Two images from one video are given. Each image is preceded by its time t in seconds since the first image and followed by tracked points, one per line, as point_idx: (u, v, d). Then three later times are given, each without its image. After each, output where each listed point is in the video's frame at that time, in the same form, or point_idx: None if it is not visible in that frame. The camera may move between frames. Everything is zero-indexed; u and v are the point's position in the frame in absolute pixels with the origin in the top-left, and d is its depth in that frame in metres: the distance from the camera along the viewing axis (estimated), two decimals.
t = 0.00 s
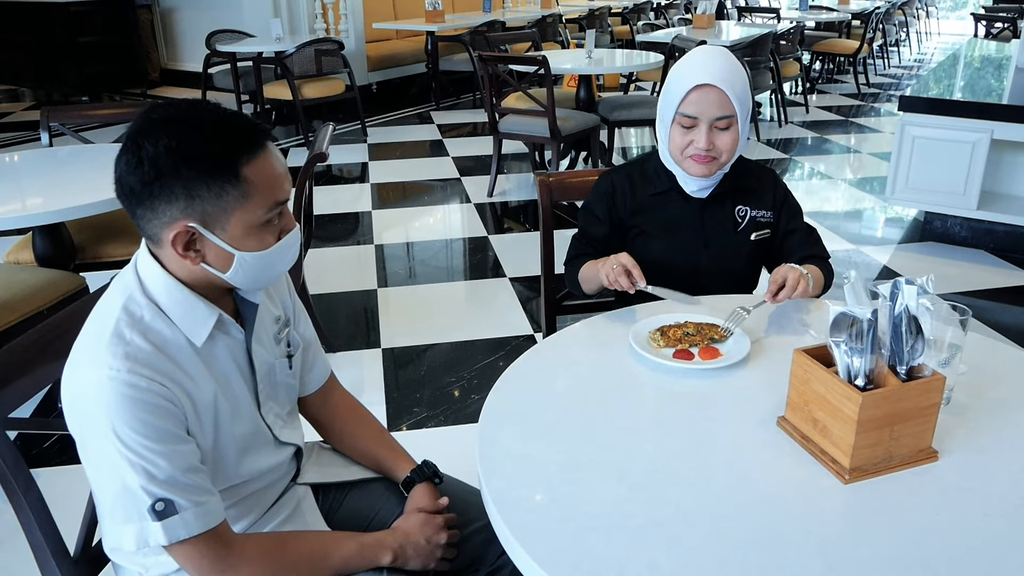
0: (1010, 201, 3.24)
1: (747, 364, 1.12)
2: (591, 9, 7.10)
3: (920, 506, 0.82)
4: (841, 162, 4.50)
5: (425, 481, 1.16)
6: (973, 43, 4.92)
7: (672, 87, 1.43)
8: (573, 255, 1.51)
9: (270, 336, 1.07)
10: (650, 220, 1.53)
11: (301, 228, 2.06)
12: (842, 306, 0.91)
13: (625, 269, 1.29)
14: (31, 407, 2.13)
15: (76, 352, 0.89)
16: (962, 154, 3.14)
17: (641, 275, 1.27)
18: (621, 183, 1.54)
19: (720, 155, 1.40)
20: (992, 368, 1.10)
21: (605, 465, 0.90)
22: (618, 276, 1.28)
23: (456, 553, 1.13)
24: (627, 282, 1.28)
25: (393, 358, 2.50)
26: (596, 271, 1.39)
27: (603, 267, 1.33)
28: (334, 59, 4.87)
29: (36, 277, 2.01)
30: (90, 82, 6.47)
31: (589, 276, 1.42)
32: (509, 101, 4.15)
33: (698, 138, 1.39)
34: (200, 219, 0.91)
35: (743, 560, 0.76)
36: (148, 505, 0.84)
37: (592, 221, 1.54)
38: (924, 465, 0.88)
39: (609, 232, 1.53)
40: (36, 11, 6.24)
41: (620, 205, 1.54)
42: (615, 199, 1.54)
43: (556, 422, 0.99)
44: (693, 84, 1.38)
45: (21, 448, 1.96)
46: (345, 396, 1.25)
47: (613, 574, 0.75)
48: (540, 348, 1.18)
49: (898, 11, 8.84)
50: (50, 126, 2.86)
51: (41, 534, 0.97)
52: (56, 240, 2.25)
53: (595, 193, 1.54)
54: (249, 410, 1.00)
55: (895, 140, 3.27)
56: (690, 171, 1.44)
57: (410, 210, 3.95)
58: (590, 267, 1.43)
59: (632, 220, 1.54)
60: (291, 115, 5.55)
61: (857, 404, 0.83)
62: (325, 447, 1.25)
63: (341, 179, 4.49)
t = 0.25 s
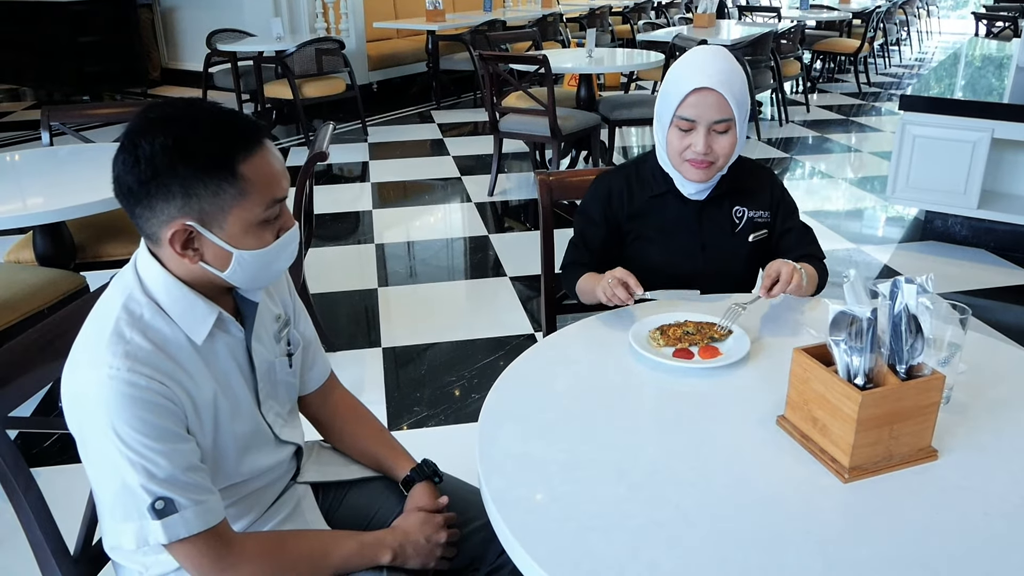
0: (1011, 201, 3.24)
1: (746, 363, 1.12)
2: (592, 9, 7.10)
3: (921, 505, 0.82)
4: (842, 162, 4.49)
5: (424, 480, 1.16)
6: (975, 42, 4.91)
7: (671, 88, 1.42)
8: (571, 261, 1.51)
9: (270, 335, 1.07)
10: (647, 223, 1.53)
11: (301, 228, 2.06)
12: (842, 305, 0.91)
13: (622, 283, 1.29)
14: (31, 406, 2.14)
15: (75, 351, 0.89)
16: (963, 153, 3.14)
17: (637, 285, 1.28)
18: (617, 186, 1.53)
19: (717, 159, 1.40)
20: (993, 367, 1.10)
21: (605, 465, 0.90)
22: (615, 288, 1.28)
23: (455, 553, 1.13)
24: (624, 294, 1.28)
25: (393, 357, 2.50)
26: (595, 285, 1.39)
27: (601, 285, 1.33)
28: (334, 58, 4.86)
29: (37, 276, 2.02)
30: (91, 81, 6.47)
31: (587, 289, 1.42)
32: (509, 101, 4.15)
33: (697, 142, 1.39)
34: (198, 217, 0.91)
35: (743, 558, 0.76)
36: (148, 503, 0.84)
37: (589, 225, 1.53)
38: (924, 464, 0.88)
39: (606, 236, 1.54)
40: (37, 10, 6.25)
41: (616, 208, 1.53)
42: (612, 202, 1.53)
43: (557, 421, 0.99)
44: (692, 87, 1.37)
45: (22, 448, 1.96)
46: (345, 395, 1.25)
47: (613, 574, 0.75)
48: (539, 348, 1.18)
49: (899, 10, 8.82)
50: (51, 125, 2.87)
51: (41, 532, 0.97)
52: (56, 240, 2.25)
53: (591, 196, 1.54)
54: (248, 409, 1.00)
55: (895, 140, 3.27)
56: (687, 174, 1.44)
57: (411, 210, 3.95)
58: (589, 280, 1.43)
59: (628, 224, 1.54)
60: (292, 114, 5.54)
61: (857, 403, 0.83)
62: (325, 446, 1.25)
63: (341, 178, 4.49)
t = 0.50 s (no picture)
0: (1012, 201, 3.24)
1: (746, 363, 1.12)
2: (592, 9, 7.10)
3: (920, 505, 0.82)
4: (842, 162, 4.49)
5: (425, 481, 1.16)
6: (975, 42, 4.91)
7: (673, 92, 1.42)
8: (571, 262, 1.51)
9: (272, 336, 1.07)
10: (648, 227, 1.53)
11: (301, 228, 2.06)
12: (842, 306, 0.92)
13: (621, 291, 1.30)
14: (32, 406, 2.14)
15: (76, 352, 0.90)
16: (963, 154, 3.14)
17: (635, 292, 1.29)
18: (618, 189, 1.53)
19: (719, 164, 1.39)
20: (992, 367, 1.10)
21: (605, 465, 0.91)
22: (615, 297, 1.28)
23: (455, 554, 1.13)
24: (623, 301, 1.27)
25: (394, 358, 2.50)
26: (593, 294, 1.39)
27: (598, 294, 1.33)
28: (334, 59, 4.86)
29: (38, 277, 2.02)
30: (91, 82, 6.48)
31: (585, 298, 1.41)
32: (509, 101, 4.15)
33: (698, 147, 1.38)
34: (198, 219, 0.91)
35: (743, 558, 0.76)
36: (148, 504, 0.85)
37: (590, 227, 1.52)
38: (923, 465, 0.89)
39: (606, 238, 1.53)
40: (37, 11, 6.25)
41: (617, 211, 1.53)
42: (613, 205, 1.53)
43: (557, 421, 0.99)
44: (694, 91, 1.37)
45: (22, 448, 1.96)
46: (345, 396, 1.25)
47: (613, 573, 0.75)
48: (540, 348, 1.18)
49: (899, 10, 8.82)
50: (51, 126, 2.87)
51: (41, 533, 0.97)
52: (57, 241, 2.25)
53: (592, 198, 1.54)
54: (249, 409, 1.00)
55: (895, 140, 3.27)
56: (689, 179, 1.43)
57: (411, 210, 3.95)
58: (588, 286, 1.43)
59: (629, 227, 1.54)
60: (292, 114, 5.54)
61: (857, 403, 0.83)
62: (325, 447, 1.25)
63: (342, 179, 4.49)
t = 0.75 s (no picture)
0: (1012, 201, 3.24)
1: (748, 364, 1.12)
2: (592, 10, 7.10)
3: (921, 506, 0.82)
4: (842, 163, 4.50)
5: (426, 482, 1.16)
6: (975, 43, 4.91)
7: (676, 85, 1.43)
8: (577, 260, 1.53)
9: (274, 337, 1.07)
10: (654, 227, 1.53)
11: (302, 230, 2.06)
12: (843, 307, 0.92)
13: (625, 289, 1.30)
14: (33, 407, 2.14)
15: (78, 354, 0.90)
16: (963, 154, 3.14)
17: (638, 290, 1.29)
18: (625, 188, 1.54)
19: (718, 156, 1.38)
20: (994, 368, 1.10)
21: (605, 465, 0.91)
22: (616, 295, 1.28)
23: (457, 555, 1.13)
24: (625, 300, 1.28)
25: (395, 359, 2.50)
26: (598, 295, 1.40)
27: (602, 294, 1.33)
28: (335, 60, 4.87)
29: (39, 279, 2.02)
30: (91, 84, 6.49)
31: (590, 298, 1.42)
32: (509, 102, 4.15)
33: (696, 137, 1.38)
34: (199, 220, 0.91)
35: (743, 558, 0.76)
36: (149, 506, 0.85)
37: (596, 225, 1.54)
38: (924, 465, 0.88)
39: (612, 237, 1.55)
40: (39, 13, 6.27)
41: (623, 210, 1.54)
42: (619, 204, 1.54)
43: (557, 423, 0.99)
44: (693, 79, 1.37)
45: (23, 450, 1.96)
46: (347, 397, 1.25)
47: (613, 574, 0.75)
48: (540, 349, 1.18)
49: (900, 11, 8.82)
50: (52, 127, 2.87)
51: (41, 534, 0.97)
52: (58, 242, 2.26)
53: (600, 196, 1.55)
54: (251, 410, 1.00)
55: (895, 141, 3.27)
56: (690, 173, 1.43)
57: (411, 212, 3.95)
58: (593, 288, 1.44)
59: (635, 226, 1.54)
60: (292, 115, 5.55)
61: (858, 404, 0.83)
62: (327, 448, 1.25)
63: (342, 180, 4.50)
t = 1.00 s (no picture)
0: (1012, 201, 3.24)
1: (750, 364, 1.12)
2: (592, 10, 7.10)
3: (922, 506, 0.82)
4: (843, 162, 4.50)
5: (427, 482, 1.16)
6: (976, 42, 4.90)
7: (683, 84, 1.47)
8: (581, 259, 1.53)
9: (275, 336, 1.07)
10: (659, 226, 1.53)
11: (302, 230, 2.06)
12: (844, 306, 0.92)
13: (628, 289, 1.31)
14: (33, 408, 2.14)
15: (79, 355, 0.90)
16: (964, 154, 3.14)
17: (642, 289, 1.30)
18: (631, 188, 1.54)
19: (730, 148, 1.40)
20: (995, 368, 1.09)
21: (606, 465, 0.91)
22: (621, 294, 1.30)
23: (458, 555, 1.13)
24: (630, 298, 1.29)
25: (395, 359, 2.50)
26: (603, 291, 1.40)
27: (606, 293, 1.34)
28: (335, 60, 4.86)
29: (39, 279, 2.02)
30: (92, 83, 6.49)
31: (593, 295, 1.43)
32: (510, 102, 4.14)
33: (707, 130, 1.41)
34: (200, 219, 0.91)
35: (744, 559, 0.76)
36: (151, 506, 0.85)
37: (601, 224, 1.54)
38: (925, 465, 0.88)
39: (617, 237, 1.55)
40: (39, 13, 6.27)
41: (629, 210, 1.54)
42: (625, 204, 1.54)
43: (557, 423, 0.99)
44: (701, 74, 1.41)
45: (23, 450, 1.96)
46: (349, 397, 1.25)
47: (614, 574, 0.75)
48: (541, 348, 1.18)
49: (900, 10, 8.81)
50: (52, 127, 2.87)
51: (43, 533, 0.97)
52: (58, 242, 2.26)
53: (606, 195, 1.55)
54: (253, 410, 1.00)
55: (896, 140, 3.27)
56: (701, 167, 1.44)
57: (412, 211, 3.95)
58: (595, 283, 1.44)
59: (640, 226, 1.54)
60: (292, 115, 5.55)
61: (860, 403, 0.83)
62: (328, 448, 1.25)
63: (342, 180, 4.49)
